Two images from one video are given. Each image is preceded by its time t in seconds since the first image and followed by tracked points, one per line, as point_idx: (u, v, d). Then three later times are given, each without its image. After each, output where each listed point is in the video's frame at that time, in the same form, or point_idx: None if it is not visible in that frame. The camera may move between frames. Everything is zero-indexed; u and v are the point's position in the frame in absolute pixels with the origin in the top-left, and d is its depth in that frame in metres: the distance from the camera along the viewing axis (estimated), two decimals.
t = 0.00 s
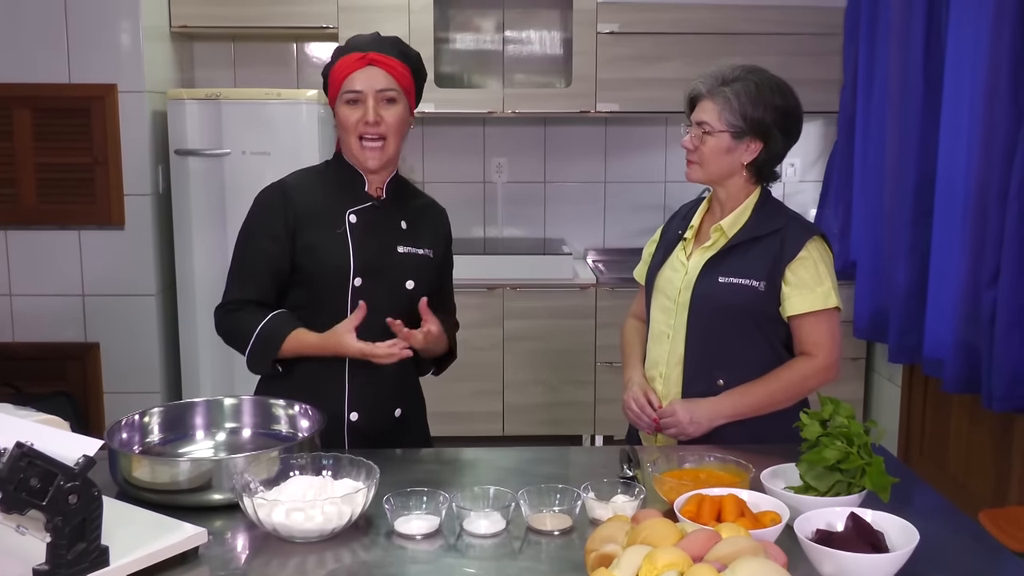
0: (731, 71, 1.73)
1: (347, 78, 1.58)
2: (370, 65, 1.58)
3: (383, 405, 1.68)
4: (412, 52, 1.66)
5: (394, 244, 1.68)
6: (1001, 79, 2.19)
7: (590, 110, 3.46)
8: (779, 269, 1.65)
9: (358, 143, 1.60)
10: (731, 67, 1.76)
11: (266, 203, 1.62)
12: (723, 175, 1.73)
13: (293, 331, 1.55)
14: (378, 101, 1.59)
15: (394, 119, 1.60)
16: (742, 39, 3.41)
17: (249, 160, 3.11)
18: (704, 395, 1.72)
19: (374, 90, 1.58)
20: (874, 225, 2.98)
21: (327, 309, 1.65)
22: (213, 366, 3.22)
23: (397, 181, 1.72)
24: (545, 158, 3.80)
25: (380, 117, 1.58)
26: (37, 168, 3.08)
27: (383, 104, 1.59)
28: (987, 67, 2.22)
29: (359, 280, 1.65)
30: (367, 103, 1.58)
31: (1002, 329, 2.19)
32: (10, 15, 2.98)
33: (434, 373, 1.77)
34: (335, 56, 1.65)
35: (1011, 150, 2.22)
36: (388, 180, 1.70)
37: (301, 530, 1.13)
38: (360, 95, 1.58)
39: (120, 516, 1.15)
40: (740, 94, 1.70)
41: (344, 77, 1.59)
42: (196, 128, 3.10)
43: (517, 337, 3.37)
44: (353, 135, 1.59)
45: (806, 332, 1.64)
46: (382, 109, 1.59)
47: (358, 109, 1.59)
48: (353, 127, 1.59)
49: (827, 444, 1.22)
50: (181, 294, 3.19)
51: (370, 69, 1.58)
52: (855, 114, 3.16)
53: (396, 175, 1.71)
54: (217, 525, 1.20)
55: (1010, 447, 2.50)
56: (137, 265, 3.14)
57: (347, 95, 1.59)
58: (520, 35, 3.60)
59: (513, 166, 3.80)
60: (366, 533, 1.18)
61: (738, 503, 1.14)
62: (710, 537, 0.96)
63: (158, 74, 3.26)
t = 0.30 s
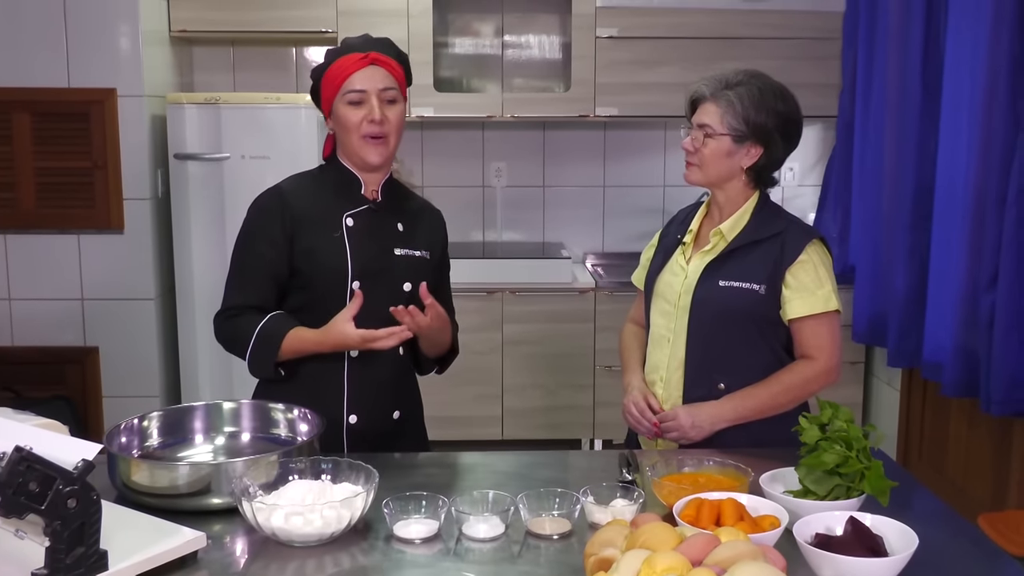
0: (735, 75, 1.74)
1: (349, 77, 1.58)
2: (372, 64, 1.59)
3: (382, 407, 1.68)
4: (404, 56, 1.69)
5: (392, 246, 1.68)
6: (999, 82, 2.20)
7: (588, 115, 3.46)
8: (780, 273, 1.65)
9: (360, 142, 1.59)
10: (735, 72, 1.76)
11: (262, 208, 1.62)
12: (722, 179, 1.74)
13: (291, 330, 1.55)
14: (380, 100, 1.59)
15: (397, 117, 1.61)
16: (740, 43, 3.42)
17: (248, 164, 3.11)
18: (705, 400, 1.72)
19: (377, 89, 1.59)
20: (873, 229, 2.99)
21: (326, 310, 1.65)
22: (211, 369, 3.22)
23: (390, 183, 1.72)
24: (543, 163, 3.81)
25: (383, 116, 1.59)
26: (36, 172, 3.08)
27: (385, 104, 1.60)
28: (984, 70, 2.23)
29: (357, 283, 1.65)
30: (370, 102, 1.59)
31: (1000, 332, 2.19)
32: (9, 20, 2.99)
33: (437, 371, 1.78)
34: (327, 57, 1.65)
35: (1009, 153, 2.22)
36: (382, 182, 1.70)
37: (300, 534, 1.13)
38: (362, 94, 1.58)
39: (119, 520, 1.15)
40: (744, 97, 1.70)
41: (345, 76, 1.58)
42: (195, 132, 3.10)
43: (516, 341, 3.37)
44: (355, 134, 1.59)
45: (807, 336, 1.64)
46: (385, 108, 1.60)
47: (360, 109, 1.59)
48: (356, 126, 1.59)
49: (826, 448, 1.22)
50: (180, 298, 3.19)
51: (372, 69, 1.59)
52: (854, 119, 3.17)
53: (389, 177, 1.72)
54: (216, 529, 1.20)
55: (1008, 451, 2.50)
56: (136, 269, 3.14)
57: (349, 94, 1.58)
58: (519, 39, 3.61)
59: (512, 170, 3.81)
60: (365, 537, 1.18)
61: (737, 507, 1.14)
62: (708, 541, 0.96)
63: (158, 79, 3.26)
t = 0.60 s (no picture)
0: (736, 77, 1.74)
1: (342, 76, 1.58)
2: (365, 63, 1.60)
3: (387, 403, 1.68)
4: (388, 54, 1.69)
5: (387, 243, 1.69)
6: (998, 84, 2.20)
7: (587, 117, 3.46)
8: (780, 274, 1.65)
9: (356, 141, 1.59)
10: (736, 74, 1.76)
11: (256, 212, 1.62)
12: (723, 180, 1.74)
13: (284, 320, 1.55)
14: (374, 98, 1.60)
15: (390, 115, 1.62)
16: (739, 45, 3.42)
17: (248, 166, 3.11)
18: (705, 401, 1.72)
19: (372, 88, 1.59)
20: (873, 231, 2.99)
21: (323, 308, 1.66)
22: (210, 371, 3.22)
23: (385, 183, 1.73)
24: (542, 164, 3.81)
25: (378, 114, 1.60)
26: (35, 174, 3.08)
27: (379, 102, 1.61)
28: (984, 72, 2.23)
29: (356, 281, 1.65)
30: (365, 100, 1.59)
31: (999, 334, 2.19)
32: (9, 22, 2.99)
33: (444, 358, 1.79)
34: (315, 57, 1.63)
35: (1008, 154, 2.22)
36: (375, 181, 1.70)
37: (299, 536, 1.13)
38: (356, 93, 1.58)
39: (118, 522, 1.15)
40: (745, 99, 1.71)
41: (339, 75, 1.58)
42: (194, 134, 3.10)
43: (515, 343, 3.37)
44: (351, 133, 1.59)
45: (808, 338, 1.64)
46: (379, 106, 1.61)
47: (355, 108, 1.59)
48: (352, 125, 1.58)
49: (825, 450, 1.22)
50: (179, 299, 3.19)
51: (365, 68, 1.60)
52: (853, 121, 3.17)
53: (381, 175, 1.72)
54: (215, 531, 1.20)
55: (1008, 452, 2.50)
56: (135, 271, 3.14)
57: (343, 93, 1.58)
58: (519, 41, 3.62)
59: (511, 172, 3.81)
60: (365, 539, 1.18)
61: (737, 509, 1.14)
62: (708, 543, 0.96)
63: (157, 80, 3.26)
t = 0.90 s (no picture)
0: (733, 79, 1.74)
1: (347, 84, 1.58)
2: (371, 72, 1.59)
3: (387, 401, 1.68)
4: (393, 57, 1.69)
5: (386, 243, 1.69)
6: (997, 85, 2.20)
7: (587, 118, 3.47)
8: (780, 274, 1.65)
9: (357, 149, 1.60)
10: (733, 76, 1.76)
11: (256, 213, 1.62)
12: (723, 183, 1.74)
13: (283, 321, 1.55)
14: (378, 107, 1.60)
15: (393, 124, 1.62)
16: (738, 46, 3.42)
17: (247, 167, 3.11)
18: (705, 402, 1.72)
19: (376, 97, 1.59)
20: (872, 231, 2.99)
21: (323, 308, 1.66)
22: (210, 372, 3.22)
23: (384, 184, 1.73)
24: (542, 165, 3.81)
25: (381, 124, 1.60)
26: (34, 175, 3.08)
27: (382, 111, 1.61)
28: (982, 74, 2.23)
29: (356, 281, 1.66)
30: (369, 109, 1.59)
31: (997, 335, 2.20)
32: (9, 23, 2.99)
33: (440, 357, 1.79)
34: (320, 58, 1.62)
35: (1007, 156, 2.22)
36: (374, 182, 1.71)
37: (298, 537, 1.13)
38: (360, 102, 1.59)
39: (117, 523, 1.15)
40: (742, 102, 1.71)
41: (344, 83, 1.57)
42: (194, 135, 3.10)
43: (514, 344, 3.37)
44: (353, 141, 1.59)
45: (809, 339, 1.64)
46: (382, 115, 1.61)
47: (358, 116, 1.59)
48: (354, 133, 1.59)
49: (824, 451, 1.22)
50: (178, 300, 3.19)
51: (371, 77, 1.59)
52: (852, 122, 3.18)
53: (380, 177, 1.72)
54: (214, 532, 1.20)
55: (1007, 453, 2.50)
56: (135, 272, 3.14)
57: (347, 102, 1.58)
58: (518, 42, 3.62)
59: (511, 173, 3.81)
60: (364, 540, 1.18)
61: (736, 510, 1.15)
62: (707, 544, 0.96)
63: (157, 81, 3.26)
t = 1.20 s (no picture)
0: (731, 81, 1.74)
1: (354, 85, 1.58)
2: (379, 74, 1.59)
3: (388, 401, 1.69)
4: (398, 60, 1.69)
5: (387, 245, 1.70)
6: (996, 86, 2.20)
7: (586, 119, 3.47)
8: (780, 277, 1.65)
9: (361, 150, 1.60)
10: (730, 78, 1.76)
11: (260, 212, 1.61)
12: (723, 185, 1.74)
13: (289, 321, 1.55)
14: (384, 109, 1.60)
15: (398, 127, 1.63)
16: (737, 48, 3.42)
17: (246, 168, 3.11)
18: (706, 404, 1.72)
19: (383, 99, 1.60)
20: (872, 233, 2.99)
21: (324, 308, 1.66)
22: (209, 373, 3.22)
23: (385, 186, 1.73)
24: (540, 167, 3.81)
25: (386, 125, 1.60)
26: (33, 176, 3.08)
27: (388, 113, 1.61)
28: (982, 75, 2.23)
29: (358, 282, 1.66)
30: (375, 111, 1.59)
31: (996, 337, 2.20)
32: (8, 25, 2.99)
33: (436, 354, 1.80)
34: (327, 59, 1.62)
35: (1006, 157, 2.23)
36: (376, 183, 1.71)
37: (297, 539, 1.13)
38: (367, 103, 1.59)
39: (116, 525, 1.15)
40: (739, 103, 1.71)
41: (351, 84, 1.58)
42: (193, 137, 3.10)
43: (513, 345, 3.37)
44: (357, 142, 1.59)
45: (808, 341, 1.64)
46: (388, 117, 1.61)
47: (364, 118, 1.59)
48: (359, 134, 1.59)
49: (823, 453, 1.22)
50: (177, 302, 3.19)
51: (379, 79, 1.60)
52: (851, 124, 3.18)
53: (382, 178, 1.72)
54: (213, 534, 1.20)
55: (1006, 455, 2.50)
56: (134, 274, 3.14)
57: (354, 103, 1.58)
58: (518, 44, 3.62)
59: (509, 175, 3.81)
60: (363, 542, 1.18)
61: (735, 512, 1.15)
62: (707, 546, 0.96)
63: (156, 83, 3.26)
